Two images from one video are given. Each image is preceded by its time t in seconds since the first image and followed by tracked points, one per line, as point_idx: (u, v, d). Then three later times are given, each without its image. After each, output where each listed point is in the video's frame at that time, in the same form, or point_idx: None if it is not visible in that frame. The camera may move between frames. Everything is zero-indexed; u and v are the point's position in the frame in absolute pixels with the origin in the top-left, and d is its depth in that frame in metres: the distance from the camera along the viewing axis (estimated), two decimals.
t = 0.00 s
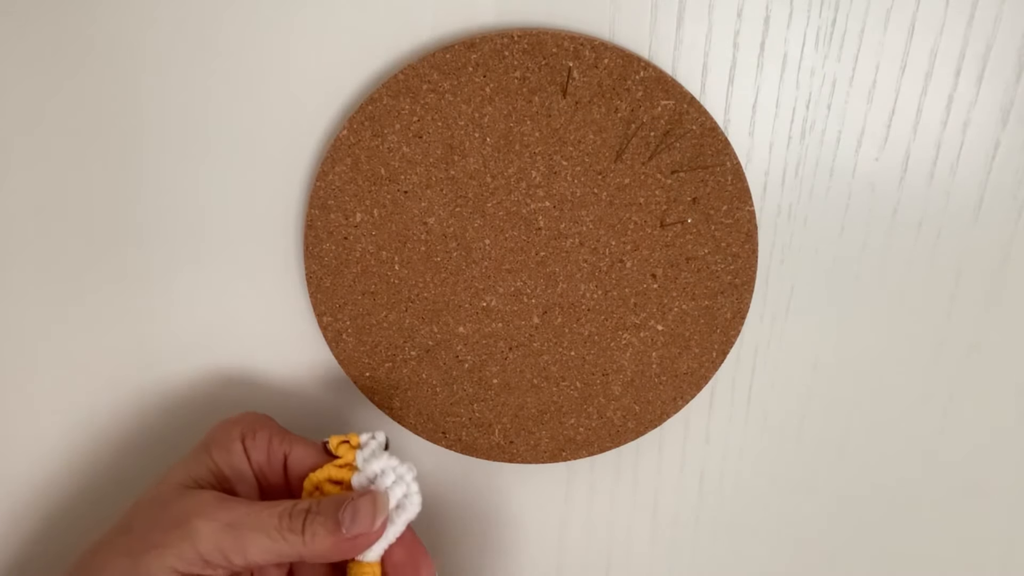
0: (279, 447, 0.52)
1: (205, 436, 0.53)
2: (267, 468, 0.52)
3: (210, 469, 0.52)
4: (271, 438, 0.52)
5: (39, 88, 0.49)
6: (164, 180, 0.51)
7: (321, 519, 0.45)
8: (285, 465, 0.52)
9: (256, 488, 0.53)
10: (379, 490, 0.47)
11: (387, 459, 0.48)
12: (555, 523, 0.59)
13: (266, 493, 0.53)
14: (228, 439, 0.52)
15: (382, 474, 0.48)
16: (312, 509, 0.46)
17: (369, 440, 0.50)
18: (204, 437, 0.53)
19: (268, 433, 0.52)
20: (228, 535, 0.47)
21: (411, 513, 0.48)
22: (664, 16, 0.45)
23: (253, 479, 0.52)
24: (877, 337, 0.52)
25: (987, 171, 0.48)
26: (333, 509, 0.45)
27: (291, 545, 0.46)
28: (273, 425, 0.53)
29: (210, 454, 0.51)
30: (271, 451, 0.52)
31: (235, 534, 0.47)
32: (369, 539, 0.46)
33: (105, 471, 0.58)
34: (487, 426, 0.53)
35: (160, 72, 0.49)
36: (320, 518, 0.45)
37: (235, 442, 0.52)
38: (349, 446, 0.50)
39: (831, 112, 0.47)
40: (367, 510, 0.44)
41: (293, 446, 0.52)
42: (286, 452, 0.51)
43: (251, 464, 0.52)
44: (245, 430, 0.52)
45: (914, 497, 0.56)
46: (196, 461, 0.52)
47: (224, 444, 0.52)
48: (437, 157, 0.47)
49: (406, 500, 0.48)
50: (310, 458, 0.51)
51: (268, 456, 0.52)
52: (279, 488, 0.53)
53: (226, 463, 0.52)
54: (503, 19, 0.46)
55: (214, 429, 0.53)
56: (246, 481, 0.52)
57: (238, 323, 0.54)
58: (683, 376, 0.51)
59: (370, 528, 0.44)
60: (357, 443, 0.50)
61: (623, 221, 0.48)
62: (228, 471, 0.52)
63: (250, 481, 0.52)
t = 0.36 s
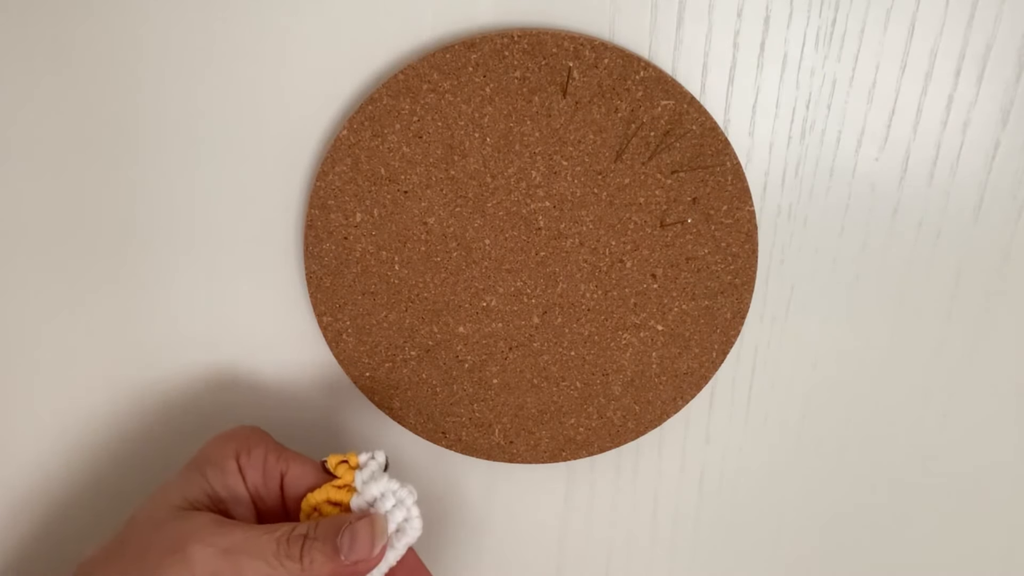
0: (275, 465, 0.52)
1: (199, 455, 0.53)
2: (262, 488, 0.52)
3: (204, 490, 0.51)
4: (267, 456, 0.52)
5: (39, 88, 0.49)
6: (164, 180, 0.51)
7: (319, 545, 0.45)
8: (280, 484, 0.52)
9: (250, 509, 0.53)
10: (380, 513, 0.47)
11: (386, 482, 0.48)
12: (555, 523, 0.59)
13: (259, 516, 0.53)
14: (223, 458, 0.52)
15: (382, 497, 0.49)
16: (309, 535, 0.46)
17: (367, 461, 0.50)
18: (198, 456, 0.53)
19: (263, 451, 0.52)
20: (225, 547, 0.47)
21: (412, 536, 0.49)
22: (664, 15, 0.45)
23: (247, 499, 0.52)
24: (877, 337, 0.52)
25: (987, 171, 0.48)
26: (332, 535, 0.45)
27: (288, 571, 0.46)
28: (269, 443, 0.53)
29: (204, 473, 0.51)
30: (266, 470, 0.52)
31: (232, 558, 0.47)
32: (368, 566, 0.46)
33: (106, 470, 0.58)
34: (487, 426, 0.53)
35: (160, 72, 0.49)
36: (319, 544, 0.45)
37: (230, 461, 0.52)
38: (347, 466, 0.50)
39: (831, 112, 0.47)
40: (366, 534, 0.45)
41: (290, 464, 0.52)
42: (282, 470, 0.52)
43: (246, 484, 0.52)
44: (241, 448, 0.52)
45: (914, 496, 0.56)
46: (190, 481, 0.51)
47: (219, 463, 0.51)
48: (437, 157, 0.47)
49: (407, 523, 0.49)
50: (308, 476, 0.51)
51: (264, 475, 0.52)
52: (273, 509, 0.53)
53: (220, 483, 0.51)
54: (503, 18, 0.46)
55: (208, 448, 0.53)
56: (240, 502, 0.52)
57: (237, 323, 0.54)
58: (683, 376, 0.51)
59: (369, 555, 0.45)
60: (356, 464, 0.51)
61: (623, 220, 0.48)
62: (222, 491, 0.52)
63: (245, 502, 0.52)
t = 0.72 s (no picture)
0: (273, 472, 0.51)
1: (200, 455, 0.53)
2: (260, 492, 0.52)
3: (203, 493, 0.52)
4: (265, 463, 0.52)
5: (39, 88, 0.49)
6: (163, 180, 0.51)
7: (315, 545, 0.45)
8: (278, 490, 0.52)
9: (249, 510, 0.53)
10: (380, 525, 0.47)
11: (388, 499, 0.48)
12: (555, 523, 0.59)
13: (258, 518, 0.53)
14: (222, 463, 0.51)
15: (383, 512, 0.48)
16: (306, 529, 0.46)
17: (371, 475, 0.50)
18: (198, 459, 0.53)
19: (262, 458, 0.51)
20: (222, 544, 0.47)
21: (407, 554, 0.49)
22: (664, 16, 0.45)
23: (246, 502, 0.52)
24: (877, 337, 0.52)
25: (987, 171, 0.48)
26: (332, 534, 0.45)
27: (284, 562, 0.46)
28: (268, 449, 0.52)
29: (204, 475, 0.51)
30: (265, 475, 0.52)
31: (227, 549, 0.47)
32: (366, 567, 0.46)
33: (106, 470, 0.58)
34: (487, 426, 0.53)
35: (160, 72, 0.49)
36: (317, 541, 0.45)
37: (229, 465, 0.51)
38: (349, 479, 0.50)
39: (831, 112, 0.47)
40: (369, 544, 0.44)
41: (287, 471, 0.51)
42: (281, 477, 0.51)
43: (245, 487, 0.52)
44: (239, 454, 0.52)
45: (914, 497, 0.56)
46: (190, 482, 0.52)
47: (218, 467, 0.51)
48: (437, 157, 0.47)
49: (404, 540, 0.48)
50: (305, 484, 0.51)
51: (262, 480, 0.52)
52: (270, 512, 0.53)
53: (219, 487, 0.51)
54: (503, 18, 0.46)
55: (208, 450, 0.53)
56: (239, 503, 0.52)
57: (237, 323, 0.54)
58: (683, 376, 0.51)
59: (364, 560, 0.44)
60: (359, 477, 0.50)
61: (623, 220, 0.48)
62: (221, 494, 0.52)
63: (244, 503, 0.52)
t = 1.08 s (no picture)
0: (283, 470, 0.51)
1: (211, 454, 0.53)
2: (271, 492, 0.52)
3: (215, 493, 0.51)
4: (276, 461, 0.52)
5: (40, 88, 0.49)
6: (163, 180, 0.51)
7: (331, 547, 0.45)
8: (288, 489, 0.52)
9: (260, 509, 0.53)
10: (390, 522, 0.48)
11: (401, 497, 0.49)
12: (555, 523, 0.59)
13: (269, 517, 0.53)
14: (233, 461, 0.51)
15: (394, 511, 0.49)
16: (319, 531, 0.46)
17: (383, 475, 0.50)
18: (208, 459, 0.53)
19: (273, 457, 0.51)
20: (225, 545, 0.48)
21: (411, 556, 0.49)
22: (664, 15, 0.45)
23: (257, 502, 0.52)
24: (877, 337, 0.52)
25: (987, 171, 0.48)
26: (346, 534, 0.45)
27: (296, 562, 0.46)
28: (278, 449, 0.52)
29: (215, 474, 0.51)
30: (275, 475, 0.51)
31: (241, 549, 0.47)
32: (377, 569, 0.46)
33: (106, 470, 0.58)
34: (487, 426, 0.53)
35: (160, 72, 0.49)
36: (330, 542, 0.45)
37: (240, 464, 0.51)
38: (362, 477, 0.50)
39: (831, 112, 0.47)
40: (383, 542, 0.45)
41: (298, 469, 0.51)
42: (291, 476, 0.51)
43: (255, 487, 0.52)
44: (250, 452, 0.52)
45: (914, 497, 0.56)
46: (201, 480, 0.52)
47: (228, 466, 0.51)
48: (437, 157, 0.47)
49: (410, 542, 0.49)
50: (316, 483, 0.51)
51: (272, 479, 0.52)
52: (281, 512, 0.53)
53: (230, 486, 0.51)
54: (503, 18, 0.46)
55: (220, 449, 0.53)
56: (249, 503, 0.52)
57: (237, 322, 0.54)
58: (683, 376, 0.51)
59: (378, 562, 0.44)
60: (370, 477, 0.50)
61: (623, 220, 0.48)
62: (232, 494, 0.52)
63: (256, 503, 0.52)
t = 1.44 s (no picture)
0: (291, 466, 0.50)
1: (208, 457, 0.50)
2: (274, 493, 0.50)
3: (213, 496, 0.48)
4: (283, 457, 0.50)
5: (38, 88, 0.49)
6: (163, 181, 0.51)
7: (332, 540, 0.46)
8: (293, 488, 0.50)
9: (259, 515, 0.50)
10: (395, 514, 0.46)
11: (408, 489, 0.47)
12: (555, 523, 0.59)
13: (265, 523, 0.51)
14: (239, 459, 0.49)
15: (403, 502, 0.48)
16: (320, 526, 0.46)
17: (394, 465, 0.50)
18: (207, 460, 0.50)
19: (278, 452, 0.50)
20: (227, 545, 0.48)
21: (423, 546, 0.47)
22: (664, 15, 0.45)
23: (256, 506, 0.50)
24: (877, 337, 0.52)
25: (987, 171, 0.48)
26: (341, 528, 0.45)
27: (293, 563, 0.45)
28: (282, 445, 0.51)
29: (215, 474, 0.49)
30: (281, 472, 0.50)
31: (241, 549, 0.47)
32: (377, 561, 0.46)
33: (105, 471, 0.58)
34: (487, 426, 0.53)
35: (160, 72, 0.49)
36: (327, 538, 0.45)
37: (243, 462, 0.50)
38: (373, 468, 0.50)
39: (831, 112, 0.47)
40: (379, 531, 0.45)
41: (305, 465, 0.50)
42: (297, 472, 0.50)
43: (258, 488, 0.50)
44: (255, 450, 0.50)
45: (914, 496, 0.56)
46: (197, 481, 0.48)
47: (230, 465, 0.49)
48: (437, 157, 0.47)
49: (421, 532, 0.47)
50: (324, 477, 0.50)
51: (277, 476, 0.50)
52: (282, 514, 0.51)
53: (232, 487, 0.49)
54: (503, 18, 0.46)
55: (218, 452, 0.50)
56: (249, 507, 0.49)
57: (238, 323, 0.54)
58: (683, 376, 0.51)
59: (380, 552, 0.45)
60: (382, 467, 0.50)
61: (623, 220, 0.48)
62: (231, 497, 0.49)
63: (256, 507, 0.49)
